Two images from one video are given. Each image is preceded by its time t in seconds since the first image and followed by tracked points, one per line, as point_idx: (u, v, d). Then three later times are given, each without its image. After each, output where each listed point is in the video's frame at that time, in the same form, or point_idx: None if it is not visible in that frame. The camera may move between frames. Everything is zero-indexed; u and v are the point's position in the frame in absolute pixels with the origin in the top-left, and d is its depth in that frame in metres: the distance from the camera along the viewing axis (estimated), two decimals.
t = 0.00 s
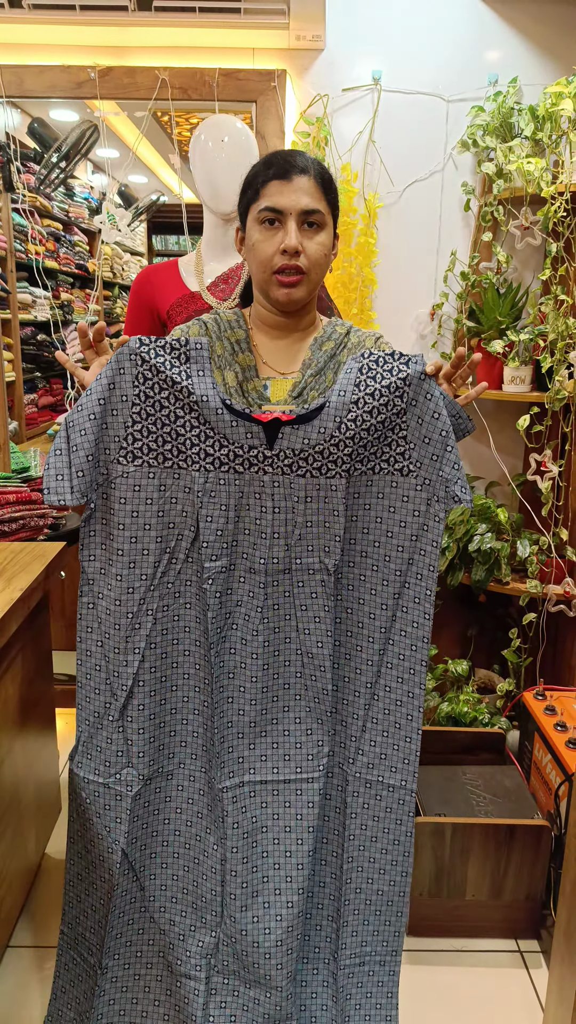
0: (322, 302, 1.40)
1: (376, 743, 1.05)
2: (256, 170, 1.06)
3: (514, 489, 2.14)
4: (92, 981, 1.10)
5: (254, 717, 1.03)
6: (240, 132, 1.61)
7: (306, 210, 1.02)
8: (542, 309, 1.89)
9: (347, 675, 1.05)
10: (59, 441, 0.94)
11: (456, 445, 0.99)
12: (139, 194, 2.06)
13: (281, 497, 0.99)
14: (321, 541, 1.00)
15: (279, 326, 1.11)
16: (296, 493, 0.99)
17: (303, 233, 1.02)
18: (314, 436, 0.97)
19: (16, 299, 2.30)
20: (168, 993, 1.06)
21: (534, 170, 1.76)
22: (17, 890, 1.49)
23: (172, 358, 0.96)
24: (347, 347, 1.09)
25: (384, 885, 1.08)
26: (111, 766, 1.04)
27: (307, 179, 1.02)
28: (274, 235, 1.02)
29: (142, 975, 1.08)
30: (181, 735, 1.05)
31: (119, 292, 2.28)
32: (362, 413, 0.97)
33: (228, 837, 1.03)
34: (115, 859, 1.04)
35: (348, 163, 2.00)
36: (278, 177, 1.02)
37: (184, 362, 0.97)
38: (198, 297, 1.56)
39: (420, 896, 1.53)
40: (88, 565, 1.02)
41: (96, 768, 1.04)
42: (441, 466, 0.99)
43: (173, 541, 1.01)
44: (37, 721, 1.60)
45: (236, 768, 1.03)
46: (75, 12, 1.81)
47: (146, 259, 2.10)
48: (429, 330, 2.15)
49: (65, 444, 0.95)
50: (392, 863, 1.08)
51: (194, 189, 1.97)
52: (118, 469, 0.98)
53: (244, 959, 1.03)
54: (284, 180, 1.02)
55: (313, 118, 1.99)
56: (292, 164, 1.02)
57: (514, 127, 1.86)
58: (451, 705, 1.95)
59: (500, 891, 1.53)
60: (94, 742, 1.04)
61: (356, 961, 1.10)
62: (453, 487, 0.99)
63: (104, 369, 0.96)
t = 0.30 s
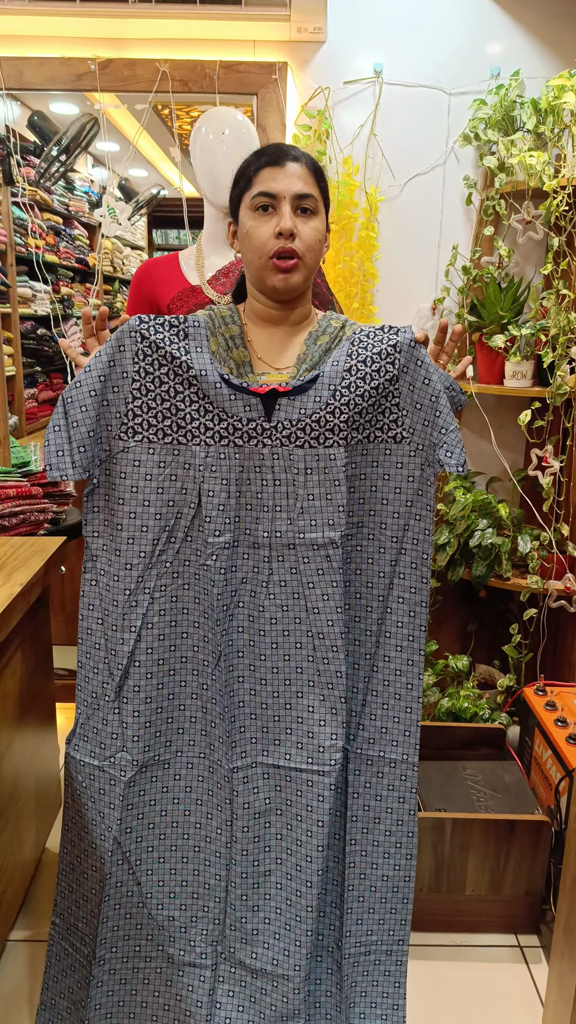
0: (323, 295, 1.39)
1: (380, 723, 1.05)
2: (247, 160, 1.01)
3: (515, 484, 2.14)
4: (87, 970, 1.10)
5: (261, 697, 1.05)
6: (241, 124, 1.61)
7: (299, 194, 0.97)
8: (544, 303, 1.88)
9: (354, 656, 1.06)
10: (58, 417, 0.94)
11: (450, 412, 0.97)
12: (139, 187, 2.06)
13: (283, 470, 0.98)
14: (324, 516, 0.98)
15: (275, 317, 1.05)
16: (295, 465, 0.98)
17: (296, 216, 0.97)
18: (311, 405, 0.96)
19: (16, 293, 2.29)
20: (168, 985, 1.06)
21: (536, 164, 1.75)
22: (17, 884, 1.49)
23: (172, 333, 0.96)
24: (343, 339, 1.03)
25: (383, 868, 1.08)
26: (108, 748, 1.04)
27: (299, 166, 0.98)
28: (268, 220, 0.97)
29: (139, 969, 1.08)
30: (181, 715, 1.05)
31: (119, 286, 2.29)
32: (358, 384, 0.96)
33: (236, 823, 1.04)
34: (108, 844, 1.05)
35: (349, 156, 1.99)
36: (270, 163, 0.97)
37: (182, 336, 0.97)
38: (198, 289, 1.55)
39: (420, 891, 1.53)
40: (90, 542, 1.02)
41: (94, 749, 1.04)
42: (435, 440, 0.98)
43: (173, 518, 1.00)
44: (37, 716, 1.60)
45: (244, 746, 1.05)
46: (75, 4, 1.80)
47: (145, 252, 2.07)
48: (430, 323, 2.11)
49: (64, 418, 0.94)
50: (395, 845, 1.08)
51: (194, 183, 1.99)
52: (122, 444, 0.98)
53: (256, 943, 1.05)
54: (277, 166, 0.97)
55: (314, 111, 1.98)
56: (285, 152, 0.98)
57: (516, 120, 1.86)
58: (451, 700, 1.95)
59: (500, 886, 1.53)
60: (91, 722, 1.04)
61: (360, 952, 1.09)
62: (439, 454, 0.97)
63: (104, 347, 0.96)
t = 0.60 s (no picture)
0: (322, 293, 1.39)
1: (375, 725, 1.05)
2: (235, 160, 1.00)
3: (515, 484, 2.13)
4: (85, 969, 1.09)
5: (250, 696, 1.04)
6: (241, 122, 1.60)
7: (289, 194, 0.96)
8: (544, 302, 1.88)
9: (346, 660, 1.06)
10: (49, 421, 0.95)
11: (441, 415, 0.97)
12: (138, 186, 2.05)
13: (271, 472, 0.97)
14: (313, 517, 0.98)
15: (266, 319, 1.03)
16: (283, 467, 0.97)
17: (286, 217, 0.96)
18: (298, 407, 0.96)
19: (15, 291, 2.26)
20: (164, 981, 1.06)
21: (537, 162, 1.75)
22: (15, 883, 1.49)
23: (158, 336, 0.98)
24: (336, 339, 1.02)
25: (379, 871, 1.08)
26: (103, 747, 1.04)
27: (287, 165, 0.97)
28: (258, 222, 0.96)
29: (137, 966, 1.08)
30: (173, 714, 1.05)
31: (118, 284, 2.26)
32: (343, 384, 0.96)
33: (228, 827, 1.03)
34: (106, 841, 1.05)
35: (349, 154, 1.99)
36: (258, 163, 0.97)
37: (169, 340, 0.98)
38: (197, 288, 1.54)
39: (419, 890, 1.53)
40: (82, 544, 1.03)
41: (88, 749, 1.05)
42: (423, 440, 0.98)
43: (163, 518, 1.00)
44: (35, 715, 1.60)
45: (234, 749, 1.04)
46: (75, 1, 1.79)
47: (146, 252, 2.06)
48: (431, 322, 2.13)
49: (54, 422, 0.96)
50: (391, 846, 1.08)
51: (194, 182, 1.98)
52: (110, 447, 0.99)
53: (240, 936, 1.03)
54: (265, 166, 0.96)
55: (314, 109, 1.98)
56: (273, 150, 0.97)
57: (516, 119, 1.85)
58: (451, 699, 1.95)
59: (498, 885, 1.53)
60: (85, 723, 1.04)
61: (360, 953, 1.09)
62: (428, 454, 0.97)
63: (93, 351, 0.97)
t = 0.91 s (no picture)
0: (319, 292, 1.39)
1: (370, 746, 1.03)
2: (230, 161, 1.01)
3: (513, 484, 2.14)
4: (93, 969, 1.11)
5: (238, 713, 1.03)
6: (239, 120, 1.60)
7: (279, 207, 0.98)
8: (541, 302, 1.87)
9: (333, 677, 1.06)
10: (39, 449, 0.94)
11: (431, 443, 0.94)
12: (136, 185, 2.04)
13: (257, 496, 0.97)
14: (297, 540, 0.99)
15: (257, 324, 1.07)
16: (270, 491, 0.97)
17: (276, 231, 0.98)
18: (284, 434, 0.94)
19: (13, 292, 2.22)
20: (164, 984, 1.07)
21: (535, 162, 1.75)
22: (13, 884, 1.48)
23: (141, 364, 0.95)
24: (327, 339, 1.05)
25: (374, 885, 1.06)
26: (106, 755, 1.04)
27: (279, 175, 0.98)
28: (248, 235, 0.99)
29: (142, 971, 1.08)
30: (174, 730, 1.05)
31: (116, 285, 2.21)
32: (326, 414, 0.93)
33: (217, 842, 1.03)
34: (110, 845, 1.06)
35: (347, 154, 1.99)
36: (250, 173, 0.98)
37: (151, 366, 0.95)
38: (195, 288, 1.51)
39: (418, 890, 1.53)
40: (81, 559, 1.03)
41: (91, 759, 1.04)
42: (414, 463, 0.95)
43: (153, 540, 1.00)
44: (34, 715, 1.60)
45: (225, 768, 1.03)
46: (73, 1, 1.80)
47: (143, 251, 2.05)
48: (428, 322, 2.13)
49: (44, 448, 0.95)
50: (384, 867, 1.06)
51: (191, 181, 1.99)
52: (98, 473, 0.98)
53: (246, 952, 1.02)
54: (256, 177, 0.97)
55: (312, 108, 1.98)
56: (265, 160, 0.98)
57: (514, 118, 1.86)
58: (449, 699, 1.95)
59: (497, 884, 1.53)
60: (88, 732, 1.04)
61: (352, 967, 1.08)
62: (422, 485, 0.94)
63: (76, 378, 0.95)
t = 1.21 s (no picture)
0: (321, 290, 1.38)
1: (362, 767, 1.04)
2: (235, 160, 1.03)
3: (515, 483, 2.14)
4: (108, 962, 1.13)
5: (239, 733, 1.03)
6: (242, 120, 1.60)
7: (284, 198, 0.98)
8: (544, 302, 1.87)
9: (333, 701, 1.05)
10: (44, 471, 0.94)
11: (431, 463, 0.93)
12: (139, 185, 2.05)
13: (261, 520, 0.96)
14: (302, 564, 0.97)
15: (263, 322, 1.08)
16: (272, 516, 0.96)
17: (281, 223, 0.99)
18: (285, 455, 0.94)
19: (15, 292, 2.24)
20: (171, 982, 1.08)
21: (537, 161, 1.75)
22: (17, 883, 1.48)
23: (143, 386, 0.93)
24: (333, 340, 1.05)
25: (365, 898, 1.07)
26: (116, 761, 1.06)
27: (285, 167, 0.99)
28: (253, 227, 0.99)
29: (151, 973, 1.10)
30: (180, 746, 1.05)
31: (118, 284, 2.29)
32: (329, 437, 0.93)
33: (219, 859, 1.04)
34: (125, 839, 1.07)
35: (349, 153, 1.99)
36: (256, 165, 0.99)
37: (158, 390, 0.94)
38: (198, 288, 1.51)
39: (420, 889, 1.53)
40: (78, 580, 1.02)
41: (97, 765, 1.06)
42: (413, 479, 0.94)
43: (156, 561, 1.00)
44: (36, 715, 1.60)
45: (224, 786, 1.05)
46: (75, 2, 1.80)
47: (146, 250, 2.09)
48: (430, 322, 2.13)
49: (49, 469, 0.95)
50: (376, 878, 1.07)
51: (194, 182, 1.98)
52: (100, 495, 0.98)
53: (249, 966, 1.02)
54: (262, 169, 0.98)
55: (315, 108, 1.98)
56: (272, 151, 0.99)
57: (516, 117, 1.86)
58: (451, 698, 1.95)
59: (499, 883, 1.53)
60: (98, 737, 1.06)
61: (344, 969, 1.09)
62: (422, 505, 0.94)
63: (80, 400, 0.95)
